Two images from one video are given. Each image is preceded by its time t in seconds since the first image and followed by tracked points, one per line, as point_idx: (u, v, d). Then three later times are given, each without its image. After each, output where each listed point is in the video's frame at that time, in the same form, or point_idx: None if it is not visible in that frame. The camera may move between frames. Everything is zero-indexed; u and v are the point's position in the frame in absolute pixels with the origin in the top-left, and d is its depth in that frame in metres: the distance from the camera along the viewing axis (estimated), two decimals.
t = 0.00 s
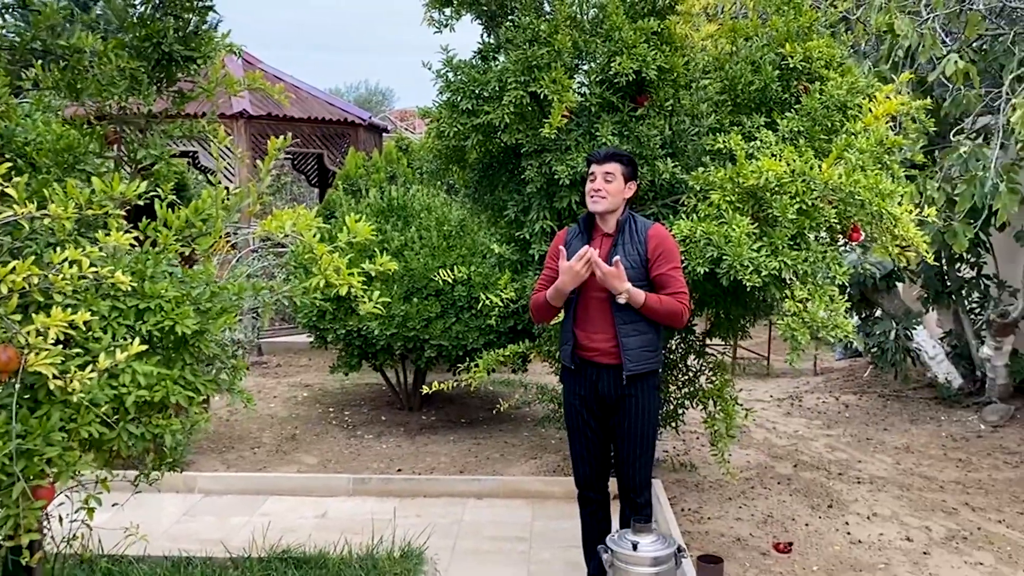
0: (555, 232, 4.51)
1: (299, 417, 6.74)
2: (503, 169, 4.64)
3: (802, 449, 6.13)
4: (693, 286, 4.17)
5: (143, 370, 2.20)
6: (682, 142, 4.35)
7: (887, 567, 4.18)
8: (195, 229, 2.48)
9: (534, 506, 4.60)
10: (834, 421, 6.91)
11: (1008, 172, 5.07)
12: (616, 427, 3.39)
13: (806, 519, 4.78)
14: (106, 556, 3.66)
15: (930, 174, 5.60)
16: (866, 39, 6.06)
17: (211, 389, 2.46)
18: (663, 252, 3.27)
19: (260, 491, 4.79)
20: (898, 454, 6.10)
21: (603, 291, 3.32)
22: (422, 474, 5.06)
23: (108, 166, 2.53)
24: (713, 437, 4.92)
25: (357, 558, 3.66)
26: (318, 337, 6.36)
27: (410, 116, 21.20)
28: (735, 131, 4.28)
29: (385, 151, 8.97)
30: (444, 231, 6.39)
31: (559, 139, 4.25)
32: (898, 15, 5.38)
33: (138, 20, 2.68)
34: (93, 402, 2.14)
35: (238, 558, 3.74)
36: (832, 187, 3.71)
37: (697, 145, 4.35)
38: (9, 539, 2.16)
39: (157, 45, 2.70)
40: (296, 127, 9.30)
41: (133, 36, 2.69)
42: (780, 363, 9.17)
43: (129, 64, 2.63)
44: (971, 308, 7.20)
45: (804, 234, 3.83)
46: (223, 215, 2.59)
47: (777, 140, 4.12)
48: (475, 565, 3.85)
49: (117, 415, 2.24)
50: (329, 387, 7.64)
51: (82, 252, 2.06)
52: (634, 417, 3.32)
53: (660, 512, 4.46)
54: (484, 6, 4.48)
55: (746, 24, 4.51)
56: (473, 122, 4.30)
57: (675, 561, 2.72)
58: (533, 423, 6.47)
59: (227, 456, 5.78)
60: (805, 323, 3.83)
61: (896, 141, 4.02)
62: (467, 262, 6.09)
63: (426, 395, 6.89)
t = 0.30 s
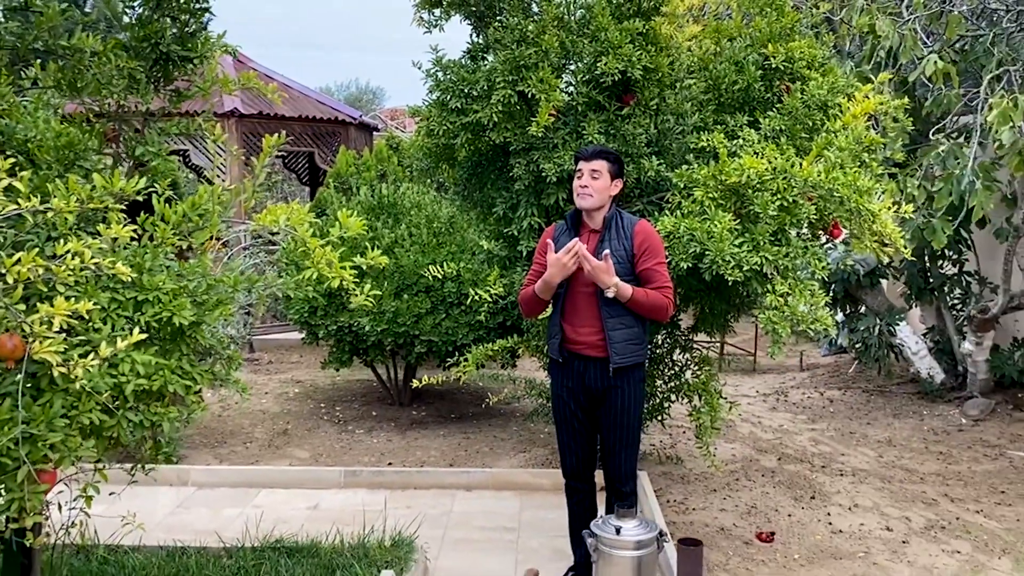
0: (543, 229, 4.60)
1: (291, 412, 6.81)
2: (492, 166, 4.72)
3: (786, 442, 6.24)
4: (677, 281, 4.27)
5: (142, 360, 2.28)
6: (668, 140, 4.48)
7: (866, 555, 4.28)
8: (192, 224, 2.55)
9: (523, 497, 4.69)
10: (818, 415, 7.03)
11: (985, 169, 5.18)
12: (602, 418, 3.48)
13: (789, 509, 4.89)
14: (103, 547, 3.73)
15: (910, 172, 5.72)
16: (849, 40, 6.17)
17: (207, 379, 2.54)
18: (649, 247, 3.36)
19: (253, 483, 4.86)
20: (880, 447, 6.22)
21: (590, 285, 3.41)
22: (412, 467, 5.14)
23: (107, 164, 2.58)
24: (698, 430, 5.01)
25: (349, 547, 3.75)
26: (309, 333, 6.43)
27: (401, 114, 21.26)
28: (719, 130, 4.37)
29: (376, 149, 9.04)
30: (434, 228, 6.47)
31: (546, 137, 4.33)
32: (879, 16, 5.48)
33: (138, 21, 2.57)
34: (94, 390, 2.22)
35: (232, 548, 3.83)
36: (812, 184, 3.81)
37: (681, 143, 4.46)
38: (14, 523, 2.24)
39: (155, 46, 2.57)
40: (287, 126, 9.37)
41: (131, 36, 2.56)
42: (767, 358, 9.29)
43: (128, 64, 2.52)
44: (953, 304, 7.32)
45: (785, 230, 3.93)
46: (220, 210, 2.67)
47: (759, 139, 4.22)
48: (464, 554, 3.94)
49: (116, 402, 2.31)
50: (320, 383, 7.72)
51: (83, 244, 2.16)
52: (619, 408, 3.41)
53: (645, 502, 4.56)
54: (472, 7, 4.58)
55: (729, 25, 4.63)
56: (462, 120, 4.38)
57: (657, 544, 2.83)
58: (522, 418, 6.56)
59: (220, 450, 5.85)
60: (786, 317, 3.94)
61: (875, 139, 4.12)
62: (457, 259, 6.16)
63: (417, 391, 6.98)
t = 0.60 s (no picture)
0: (537, 226, 4.68)
1: (290, 407, 6.89)
2: (487, 165, 4.80)
3: (778, 437, 6.33)
4: (670, 277, 4.36)
5: (148, 351, 2.35)
6: (660, 138, 4.53)
7: (855, 545, 4.37)
8: (196, 219, 2.63)
9: (518, 490, 4.78)
10: (811, 410, 7.12)
11: (972, 167, 5.27)
12: (596, 410, 3.56)
13: (780, 501, 4.97)
14: (105, 538, 3.81)
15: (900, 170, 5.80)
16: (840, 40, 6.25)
17: (211, 369, 2.61)
18: (642, 244, 3.42)
19: (252, 476, 4.93)
20: (871, 441, 6.31)
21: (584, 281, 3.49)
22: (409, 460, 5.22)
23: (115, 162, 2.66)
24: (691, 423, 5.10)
25: (348, 536, 3.83)
26: (308, 329, 6.51)
27: (398, 113, 21.34)
28: (710, 128, 4.45)
29: (373, 148, 9.11)
30: (431, 225, 6.54)
31: (541, 136, 4.41)
32: (869, 16, 5.56)
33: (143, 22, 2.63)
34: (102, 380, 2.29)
35: (233, 538, 3.92)
36: (801, 181, 3.89)
37: (674, 141, 4.53)
38: (25, 507, 2.32)
39: (160, 47, 2.64)
40: (285, 124, 9.44)
41: (138, 37, 2.64)
42: (760, 355, 9.38)
43: (134, 64, 2.61)
44: (943, 300, 7.43)
45: (774, 227, 4.02)
46: (225, 205, 2.75)
47: (750, 137, 4.31)
48: (461, 544, 4.02)
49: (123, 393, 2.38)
50: (319, 379, 7.79)
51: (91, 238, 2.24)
52: (613, 401, 3.49)
53: (638, 493, 4.64)
54: (468, 7, 4.64)
55: (721, 25, 4.71)
56: (458, 119, 4.45)
57: (648, 531, 2.91)
58: (518, 413, 6.65)
59: (219, 445, 5.92)
60: (775, 311, 4.04)
61: (862, 137, 4.19)
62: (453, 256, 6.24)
63: (414, 386, 7.06)
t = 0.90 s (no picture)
0: (540, 222, 4.77)
1: (295, 402, 6.99)
2: (491, 162, 4.90)
3: (777, 431, 6.43)
4: (670, 272, 4.46)
5: (168, 341, 2.44)
6: (660, 137, 4.62)
7: (851, 535, 4.46)
8: (214, 215, 2.73)
9: (522, 481, 4.87)
10: (809, 405, 7.22)
11: (967, 164, 5.36)
12: (597, 402, 3.66)
13: (778, 493, 5.07)
14: (120, 527, 3.91)
15: (897, 168, 5.89)
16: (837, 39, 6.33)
17: (228, 360, 2.71)
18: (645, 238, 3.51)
19: (261, 468, 5.03)
20: (868, 434, 6.40)
21: (587, 275, 3.57)
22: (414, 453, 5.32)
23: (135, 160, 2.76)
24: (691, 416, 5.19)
25: (356, 525, 3.93)
26: (313, 325, 6.61)
27: (399, 112, 21.43)
28: (710, 127, 4.54)
29: (376, 146, 9.20)
30: (435, 222, 6.63)
31: (544, 134, 4.51)
32: (866, 16, 5.65)
33: (161, 25, 2.69)
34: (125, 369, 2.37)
35: (244, 527, 4.02)
36: (798, 178, 3.98)
37: (674, 139, 4.63)
38: (52, 491, 2.42)
39: (179, 48, 2.73)
40: (289, 122, 9.53)
41: (155, 37, 2.69)
42: (760, 351, 9.48)
43: (154, 66, 2.65)
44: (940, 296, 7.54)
45: (773, 223, 4.11)
46: (241, 202, 2.85)
47: (749, 135, 4.41)
48: (466, 533, 4.11)
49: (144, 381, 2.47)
50: (323, 374, 7.89)
51: (114, 231, 2.33)
52: (614, 392, 3.58)
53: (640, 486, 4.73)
54: (472, 8, 4.73)
55: (721, 25, 4.80)
56: (463, 118, 4.55)
57: (649, 517, 3.00)
58: (521, 407, 6.75)
59: (227, 438, 6.02)
60: (773, 305, 4.15)
61: (859, 136, 4.28)
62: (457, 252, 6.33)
63: (418, 381, 7.16)
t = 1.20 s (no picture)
0: (549, 218, 4.88)
1: (306, 395, 7.11)
2: (501, 160, 5.01)
3: (781, 424, 6.53)
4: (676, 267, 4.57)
5: (199, 330, 2.56)
6: (667, 134, 4.70)
7: (853, 523, 4.57)
8: (241, 210, 2.88)
9: (531, 471, 4.99)
10: (812, 399, 7.32)
11: (967, 161, 5.47)
12: (605, 393, 3.77)
13: (782, 483, 5.18)
14: (142, 513, 4.04)
15: (899, 165, 5.99)
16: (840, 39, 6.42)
17: (254, 349, 2.83)
18: (653, 234, 3.61)
19: (276, 458, 5.15)
20: (870, 427, 6.51)
21: (595, 269, 3.68)
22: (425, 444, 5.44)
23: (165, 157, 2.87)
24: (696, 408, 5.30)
25: (372, 512, 4.05)
26: (324, 319, 6.73)
27: (405, 110, 21.55)
28: (716, 125, 4.65)
29: (384, 144, 9.31)
30: (444, 219, 6.74)
31: (553, 132, 4.61)
32: (869, 16, 5.75)
33: (191, 28, 2.85)
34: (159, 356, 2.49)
35: (263, 513, 4.14)
36: (802, 175, 4.09)
37: (681, 136, 4.70)
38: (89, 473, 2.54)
39: (208, 51, 2.88)
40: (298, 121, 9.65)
41: (187, 40, 2.84)
42: (764, 346, 9.58)
43: (185, 68, 2.82)
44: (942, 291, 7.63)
45: (777, 218, 4.22)
46: (266, 197, 2.97)
47: (753, 133, 4.51)
48: (478, 520, 4.23)
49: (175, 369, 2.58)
50: (333, 368, 8.01)
51: (151, 224, 2.46)
52: (621, 383, 3.69)
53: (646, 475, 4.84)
54: (483, 8, 4.84)
55: (726, 25, 4.90)
56: (473, 116, 4.66)
57: (657, 501, 3.12)
58: (528, 401, 6.86)
59: (241, 430, 6.14)
60: (777, 299, 4.22)
61: (861, 133, 4.38)
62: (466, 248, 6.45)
63: (426, 375, 7.27)
